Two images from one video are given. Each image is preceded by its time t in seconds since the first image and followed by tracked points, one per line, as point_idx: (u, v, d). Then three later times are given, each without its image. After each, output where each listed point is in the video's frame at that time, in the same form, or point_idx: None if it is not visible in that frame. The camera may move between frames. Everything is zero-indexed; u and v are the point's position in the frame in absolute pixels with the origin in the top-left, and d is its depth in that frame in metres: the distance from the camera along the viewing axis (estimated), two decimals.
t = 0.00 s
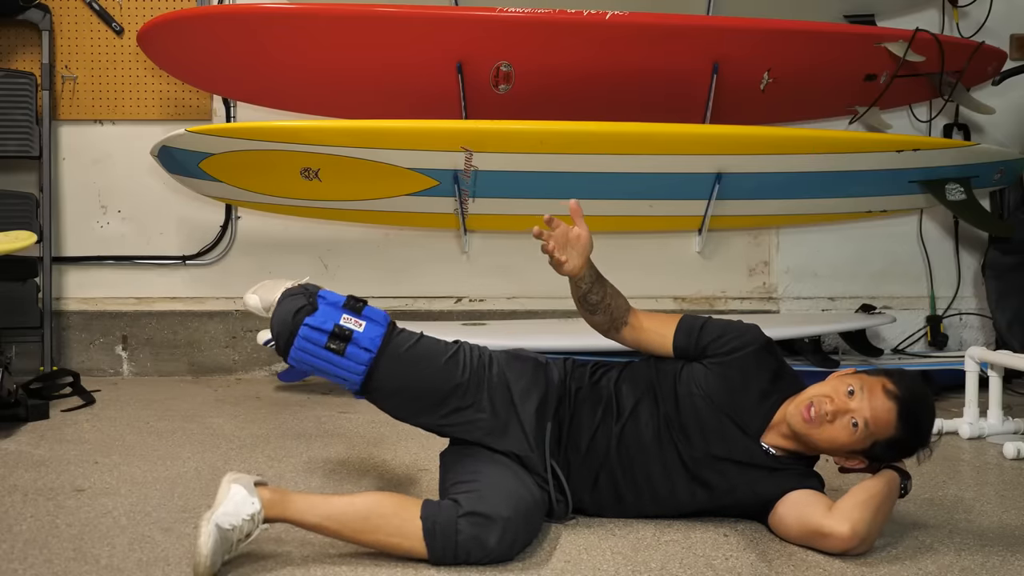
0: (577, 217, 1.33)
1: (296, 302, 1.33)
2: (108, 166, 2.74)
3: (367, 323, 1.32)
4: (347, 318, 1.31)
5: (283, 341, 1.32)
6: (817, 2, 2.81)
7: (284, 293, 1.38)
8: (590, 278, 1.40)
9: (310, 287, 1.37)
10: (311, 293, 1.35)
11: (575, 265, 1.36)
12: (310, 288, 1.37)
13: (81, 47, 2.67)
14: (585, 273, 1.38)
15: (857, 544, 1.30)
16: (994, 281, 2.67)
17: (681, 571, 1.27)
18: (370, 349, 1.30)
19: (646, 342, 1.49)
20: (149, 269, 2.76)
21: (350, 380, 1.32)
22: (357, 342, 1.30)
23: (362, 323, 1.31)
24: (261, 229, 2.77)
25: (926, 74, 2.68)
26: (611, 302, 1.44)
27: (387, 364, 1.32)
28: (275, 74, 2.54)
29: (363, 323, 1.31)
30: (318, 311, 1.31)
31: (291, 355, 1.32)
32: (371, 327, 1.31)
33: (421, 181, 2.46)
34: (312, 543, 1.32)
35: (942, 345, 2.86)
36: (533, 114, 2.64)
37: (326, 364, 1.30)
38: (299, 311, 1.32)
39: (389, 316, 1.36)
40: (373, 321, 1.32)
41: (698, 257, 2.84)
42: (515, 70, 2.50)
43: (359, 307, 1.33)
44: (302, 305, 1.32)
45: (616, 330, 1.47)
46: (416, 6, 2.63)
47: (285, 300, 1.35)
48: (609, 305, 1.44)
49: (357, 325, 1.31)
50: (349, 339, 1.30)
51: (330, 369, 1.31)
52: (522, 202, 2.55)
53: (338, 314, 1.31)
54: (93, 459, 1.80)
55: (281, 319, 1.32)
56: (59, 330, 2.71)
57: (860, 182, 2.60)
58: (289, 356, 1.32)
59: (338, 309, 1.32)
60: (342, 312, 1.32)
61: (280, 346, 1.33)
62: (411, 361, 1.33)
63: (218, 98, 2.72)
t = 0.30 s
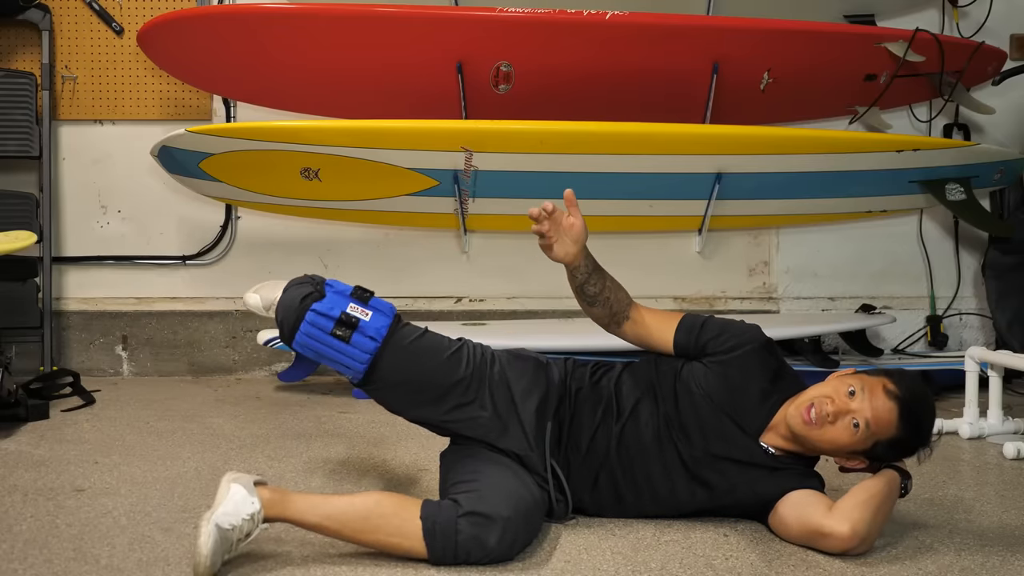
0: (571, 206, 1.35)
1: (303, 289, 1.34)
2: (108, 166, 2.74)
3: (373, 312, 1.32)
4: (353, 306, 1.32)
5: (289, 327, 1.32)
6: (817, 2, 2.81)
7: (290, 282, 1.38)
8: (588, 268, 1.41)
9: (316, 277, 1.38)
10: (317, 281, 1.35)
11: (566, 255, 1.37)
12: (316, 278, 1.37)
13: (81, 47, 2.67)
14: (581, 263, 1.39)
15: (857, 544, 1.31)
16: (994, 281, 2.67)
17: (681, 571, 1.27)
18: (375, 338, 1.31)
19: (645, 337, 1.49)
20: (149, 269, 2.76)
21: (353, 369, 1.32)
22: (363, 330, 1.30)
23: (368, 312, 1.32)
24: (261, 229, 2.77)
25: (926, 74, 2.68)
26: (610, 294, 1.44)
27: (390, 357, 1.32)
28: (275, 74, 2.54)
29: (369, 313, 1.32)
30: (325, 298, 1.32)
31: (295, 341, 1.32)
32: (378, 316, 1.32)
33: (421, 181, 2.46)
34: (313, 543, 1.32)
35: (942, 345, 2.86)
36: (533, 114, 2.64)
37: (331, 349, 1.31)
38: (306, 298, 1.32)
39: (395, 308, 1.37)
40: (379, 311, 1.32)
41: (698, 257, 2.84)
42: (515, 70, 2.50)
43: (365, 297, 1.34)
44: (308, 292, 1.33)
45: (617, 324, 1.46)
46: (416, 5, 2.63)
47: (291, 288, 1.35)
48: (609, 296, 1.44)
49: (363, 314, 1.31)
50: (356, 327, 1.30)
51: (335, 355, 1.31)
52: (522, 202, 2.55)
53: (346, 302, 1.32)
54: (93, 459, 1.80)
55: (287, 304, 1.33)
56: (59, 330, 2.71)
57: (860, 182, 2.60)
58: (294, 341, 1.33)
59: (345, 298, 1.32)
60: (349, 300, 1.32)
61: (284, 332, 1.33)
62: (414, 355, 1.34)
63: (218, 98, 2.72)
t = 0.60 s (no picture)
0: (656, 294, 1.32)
1: (297, 302, 1.33)
2: (108, 166, 2.74)
3: (369, 323, 1.32)
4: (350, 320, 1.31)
5: (285, 340, 1.31)
6: (817, 2, 2.81)
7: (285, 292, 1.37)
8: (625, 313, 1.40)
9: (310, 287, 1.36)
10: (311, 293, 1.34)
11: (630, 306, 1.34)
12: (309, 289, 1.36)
13: (81, 47, 2.67)
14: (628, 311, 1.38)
15: (857, 545, 1.31)
16: (994, 281, 2.67)
17: (682, 571, 1.27)
18: (372, 349, 1.30)
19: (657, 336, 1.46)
20: (149, 269, 2.76)
21: (351, 380, 1.32)
22: (360, 342, 1.30)
23: (363, 322, 1.31)
24: (261, 229, 2.77)
25: (926, 74, 2.68)
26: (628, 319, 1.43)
27: (388, 364, 1.32)
28: (275, 74, 2.54)
29: (365, 323, 1.32)
30: (319, 310, 1.31)
31: (292, 356, 1.32)
32: (373, 326, 1.31)
33: (421, 181, 2.46)
34: (313, 543, 1.32)
35: (942, 345, 2.86)
36: (533, 114, 2.64)
37: (328, 364, 1.30)
38: (300, 312, 1.31)
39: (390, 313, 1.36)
40: (374, 321, 1.32)
41: (698, 257, 2.84)
42: (515, 70, 2.50)
43: (360, 306, 1.33)
44: (302, 305, 1.32)
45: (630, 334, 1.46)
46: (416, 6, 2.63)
47: (285, 301, 1.34)
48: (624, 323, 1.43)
49: (358, 324, 1.31)
50: (352, 338, 1.30)
51: (332, 368, 1.31)
52: (522, 202, 2.55)
53: (340, 313, 1.31)
54: (93, 459, 1.80)
55: (282, 318, 1.32)
56: (59, 330, 2.71)
57: (860, 182, 2.60)
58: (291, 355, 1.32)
59: (340, 310, 1.31)
60: (344, 312, 1.31)
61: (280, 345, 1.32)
62: (411, 358, 1.33)
63: (218, 98, 2.72)
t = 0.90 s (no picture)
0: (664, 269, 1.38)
1: (280, 347, 1.34)
2: (108, 166, 2.74)
3: (352, 356, 1.32)
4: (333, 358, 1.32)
5: (274, 386, 1.33)
6: (817, 2, 2.81)
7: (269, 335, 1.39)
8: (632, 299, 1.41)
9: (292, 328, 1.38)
10: (291, 337, 1.35)
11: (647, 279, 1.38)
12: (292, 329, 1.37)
13: (81, 47, 2.67)
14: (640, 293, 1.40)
15: (857, 545, 1.31)
16: (994, 281, 2.67)
17: (682, 571, 1.27)
18: (359, 382, 1.31)
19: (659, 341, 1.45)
20: (149, 269, 2.76)
21: (346, 415, 1.33)
22: (346, 378, 1.31)
23: (348, 357, 1.32)
24: (261, 229, 2.77)
25: (926, 74, 2.68)
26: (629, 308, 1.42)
27: (379, 395, 1.33)
28: (275, 74, 2.54)
29: (348, 358, 1.32)
30: (300, 354, 1.32)
31: (283, 402, 1.33)
32: (357, 359, 1.32)
33: (421, 181, 2.46)
34: (312, 543, 1.32)
35: (943, 345, 2.86)
36: (533, 115, 2.64)
37: (317, 406, 1.31)
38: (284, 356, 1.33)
39: (374, 342, 1.37)
40: (357, 354, 1.33)
41: (698, 257, 2.84)
42: (515, 70, 2.50)
43: (341, 341, 1.34)
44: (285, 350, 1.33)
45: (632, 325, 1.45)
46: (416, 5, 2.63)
47: (270, 347, 1.35)
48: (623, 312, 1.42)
49: (342, 360, 1.32)
50: (337, 377, 1.31)
51: (323, 409, 1.32)
52: (522, 202, 2.55)
53: (322, 353, 1.32)
54: (93, 459, 1.80)
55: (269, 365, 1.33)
56: (59, 330, 2.71)
57: (860, 182, 2.60)
58: (281, 401, 1.33)
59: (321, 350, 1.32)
60: (325, 351, 1.32)
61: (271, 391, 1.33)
62: (402, 382, 1.34)
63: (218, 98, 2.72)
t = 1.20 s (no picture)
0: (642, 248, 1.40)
1: (274, 372, 1.38)
2: (108, 166, 2.74)
3: (345, 374, 1.34)
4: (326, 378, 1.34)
5: (271, 411, 1.35)
6: (817, 2, 2.81)
7: (262, 361, 1.42)
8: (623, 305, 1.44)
9: (283, 355, 1.40)
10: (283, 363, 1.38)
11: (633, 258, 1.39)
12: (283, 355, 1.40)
13: (81, 47, 2.67)
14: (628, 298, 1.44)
15: (855, 545, 1.31)
16: (994, 281, 2.67)
17: (681, 571, 1.27)
18: (354, 400, 1.33)
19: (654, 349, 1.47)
20: (149, 269, 2.76)
21: (346, 432, 1.35)
22: (341, 397, 1.32)
23: (340, 376, 1.34)
24: (261, 229, 2.77)
25: (926, 74, 2.68)
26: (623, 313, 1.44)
27: (376, 408, 1.34)
28: (275, 74, 2.54)
29: (341, 376, 1.34)
30: (294, 378, 1.34)
31: (282, 426, 1.35)
32: (350, 376, 1.34)
33: (421, 181, 2.46)
34: (312, 543, 1.32)
35: (943, 345, 2.86)
36: (533, 115, 2.64)
37: (316, 426, 1.33)
38: (278, 382, 1.36)
39: (366, 357, 1.39)
40: (350, 371, 1.35)
41: (698, 257, 2.84)
42: (515, 70, 2.50)
43: (333, 360, 1.36)
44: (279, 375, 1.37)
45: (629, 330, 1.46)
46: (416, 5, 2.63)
47: (263, 375, 1.38)
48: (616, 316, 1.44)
49: (335, 379, 1.34)
50: (332, 397, 1.32)
51: (323, 429, 1.34)
52: (522, 202, 2.55)
53: (314, 374, 1.34)
54: (93, 459, 1.80)
55: (265, 392, 1.36)
56: (59, 330, 2.71)
57: (860, 182, 2.60)
58: (280, 426, 1.35)
59: (314, 372, 1.34)
60: (318, 371, 1.34)
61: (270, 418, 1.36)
62: (395, 398, 1.35)
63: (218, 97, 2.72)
